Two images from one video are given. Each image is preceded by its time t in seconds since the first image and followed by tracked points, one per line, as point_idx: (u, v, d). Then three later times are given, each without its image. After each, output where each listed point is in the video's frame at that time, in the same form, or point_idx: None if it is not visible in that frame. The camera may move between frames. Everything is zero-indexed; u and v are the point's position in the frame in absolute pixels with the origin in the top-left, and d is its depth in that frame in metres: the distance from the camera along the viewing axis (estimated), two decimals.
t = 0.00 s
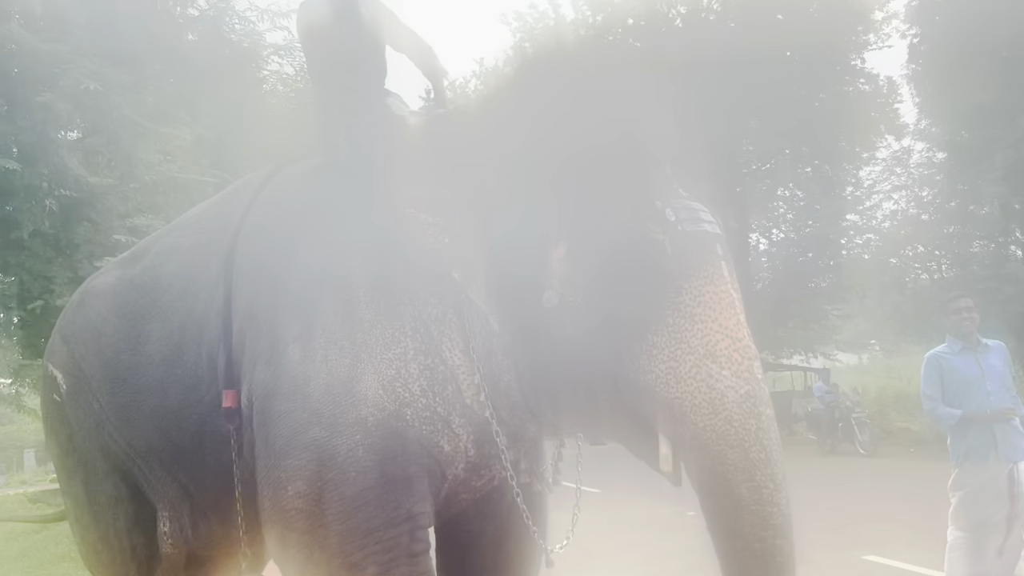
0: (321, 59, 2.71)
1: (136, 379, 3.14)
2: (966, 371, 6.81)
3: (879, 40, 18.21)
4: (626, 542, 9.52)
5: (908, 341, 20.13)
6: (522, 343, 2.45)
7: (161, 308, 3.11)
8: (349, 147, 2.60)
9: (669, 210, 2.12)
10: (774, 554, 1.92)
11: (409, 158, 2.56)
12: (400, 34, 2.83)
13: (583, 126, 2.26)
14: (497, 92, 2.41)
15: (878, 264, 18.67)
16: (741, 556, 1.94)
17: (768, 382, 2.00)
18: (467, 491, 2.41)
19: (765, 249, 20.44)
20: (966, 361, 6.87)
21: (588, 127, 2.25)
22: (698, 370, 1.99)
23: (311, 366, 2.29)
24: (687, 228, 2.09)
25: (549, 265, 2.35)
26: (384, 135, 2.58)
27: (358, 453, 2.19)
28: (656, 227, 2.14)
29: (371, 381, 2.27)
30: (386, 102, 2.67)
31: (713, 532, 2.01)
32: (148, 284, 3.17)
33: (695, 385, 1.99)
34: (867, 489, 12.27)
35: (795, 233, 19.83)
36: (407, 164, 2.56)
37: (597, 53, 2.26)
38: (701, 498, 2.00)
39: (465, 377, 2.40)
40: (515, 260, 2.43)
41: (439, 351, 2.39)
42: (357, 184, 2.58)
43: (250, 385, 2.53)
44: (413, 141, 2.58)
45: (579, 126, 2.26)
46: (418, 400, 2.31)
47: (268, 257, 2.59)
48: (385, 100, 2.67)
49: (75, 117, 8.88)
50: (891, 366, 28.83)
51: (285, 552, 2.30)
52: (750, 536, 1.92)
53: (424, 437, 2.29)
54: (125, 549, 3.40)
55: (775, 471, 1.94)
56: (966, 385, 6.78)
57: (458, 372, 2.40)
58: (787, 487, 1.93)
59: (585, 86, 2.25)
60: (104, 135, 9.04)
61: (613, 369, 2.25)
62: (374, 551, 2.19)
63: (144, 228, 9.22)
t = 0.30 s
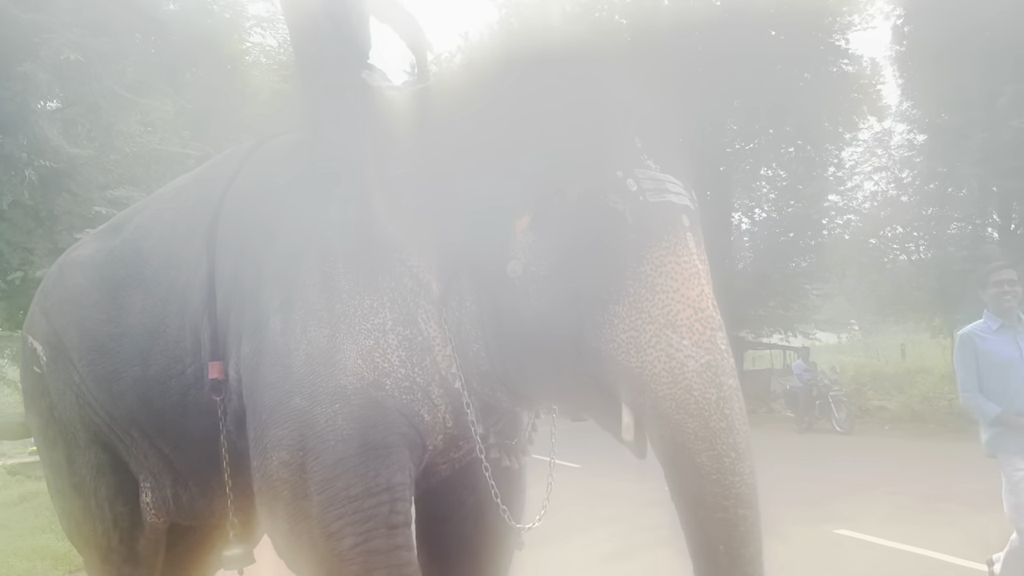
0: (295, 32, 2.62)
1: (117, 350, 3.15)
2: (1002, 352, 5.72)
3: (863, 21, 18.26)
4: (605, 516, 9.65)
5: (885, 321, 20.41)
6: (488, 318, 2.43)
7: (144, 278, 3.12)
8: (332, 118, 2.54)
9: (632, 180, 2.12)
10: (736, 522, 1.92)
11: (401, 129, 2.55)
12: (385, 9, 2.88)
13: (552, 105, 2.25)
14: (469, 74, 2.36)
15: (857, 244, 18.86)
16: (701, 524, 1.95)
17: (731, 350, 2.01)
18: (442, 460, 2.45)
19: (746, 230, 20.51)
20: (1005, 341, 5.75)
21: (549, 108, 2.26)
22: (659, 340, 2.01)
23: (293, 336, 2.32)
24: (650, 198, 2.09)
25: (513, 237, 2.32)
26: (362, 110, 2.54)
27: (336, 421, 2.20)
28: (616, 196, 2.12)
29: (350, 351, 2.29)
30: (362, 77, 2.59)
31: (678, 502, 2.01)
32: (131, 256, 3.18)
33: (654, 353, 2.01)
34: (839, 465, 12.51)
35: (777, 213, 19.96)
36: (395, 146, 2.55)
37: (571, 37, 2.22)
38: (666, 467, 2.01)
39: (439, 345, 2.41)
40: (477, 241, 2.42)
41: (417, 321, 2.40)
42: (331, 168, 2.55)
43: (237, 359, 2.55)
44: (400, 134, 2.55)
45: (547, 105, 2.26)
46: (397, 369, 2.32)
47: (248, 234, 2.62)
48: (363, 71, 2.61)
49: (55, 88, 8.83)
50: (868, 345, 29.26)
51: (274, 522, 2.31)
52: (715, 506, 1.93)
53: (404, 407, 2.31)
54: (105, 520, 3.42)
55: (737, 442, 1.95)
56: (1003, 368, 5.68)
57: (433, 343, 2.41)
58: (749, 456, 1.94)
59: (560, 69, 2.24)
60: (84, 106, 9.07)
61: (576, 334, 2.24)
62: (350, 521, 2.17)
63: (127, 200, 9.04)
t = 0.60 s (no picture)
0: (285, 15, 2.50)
1: (98, 327, 3.15)
2: None
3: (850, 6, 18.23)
4: (587, 495, 9.71)
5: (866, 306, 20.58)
6: (458, 297, 2.40)
7: (123, 255, 3.11)
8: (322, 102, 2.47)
9: (605, 169, 2.13)
10: (674, 509, 1.94)
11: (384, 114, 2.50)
12: None
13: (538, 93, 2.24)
14: (455, 59, 2.34)
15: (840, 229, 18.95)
16: (641, 511, 1.98)
17: (694, 341, 2.03)
18: (422, 439, 2.45)
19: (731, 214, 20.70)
20: None
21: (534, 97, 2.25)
22: (622, 328, 2.03)
23: (272, 313, 2.26)
24: (621, 188, 2.11)
25: (485, 220, 2.33)
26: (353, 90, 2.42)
27: (319, 397, 2.16)
28: (589, 184, 2.14)
29: (328, 327, 2.23)
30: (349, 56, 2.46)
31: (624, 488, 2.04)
32: (111, 233, 3.17)
33: (616, 340, 2.03)
34: (816, 447, 12.66)
35: (761, 198, 20.13)
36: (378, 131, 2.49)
37: (558, 26, 2.20)
38: (617, 455, 2.02)
39: (416, 329, 2.35)
40: (452, 224, 2.42)
41: (393, 300, 2.33)
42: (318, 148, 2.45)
43: (220, 336, 2.53)
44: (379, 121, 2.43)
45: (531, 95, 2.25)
46: (375, 347, 2.27)
47: (232, 205, 2.62)
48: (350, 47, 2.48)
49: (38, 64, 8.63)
50: (849, 330, 29.52)
51: (264, 502, 2.29)
52: (659, 494, 1.95)
53: (385, 383, 2.26)
54: (87, 498, 3.43)
55: (692, 431, 1.97)
56: None
57: (410, 323, 2.34)
58: (702, 446, 1.97)
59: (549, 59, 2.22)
60: (68, 83, 8.89)
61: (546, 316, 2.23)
62: (339, 500, 2.14)
63: (110, 178, 9.00)
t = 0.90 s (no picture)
0: (277, 8, 2.48)
1: (78, 311, 3.14)
2: None
3: None
4: (573, 484, 9.73)
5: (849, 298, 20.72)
6: (446, 286, 2.34)
7: (103, 239, 3.10)
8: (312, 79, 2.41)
9: (600, 163, 2.13)
10: (653, 497, 1.97)
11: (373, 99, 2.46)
12: None
13: (532, 84, 2.20)
14: (452, 46, 2.30)
15: (826, 222, 19.05)
16: (617, 500, 2.00)
17: (680, 338, 2.05)
18: (408, 427, 2.45)
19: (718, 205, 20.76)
20: None
21: (529, 90, 2.21)
22: (612, 322, 2.03)
23: (253, 295, 2.25)
24: (615, 184, 2.11)
25: (477, 208, 2.28)
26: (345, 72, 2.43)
27: (305, 379, 2.16)
28: (584, 178, 2.13)
29: (310, 308, 2.22)
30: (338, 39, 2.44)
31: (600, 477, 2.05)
32: (91, 217, 3.16)
33: (606, 334, 2.03)
34: (799, 437, 12.75)
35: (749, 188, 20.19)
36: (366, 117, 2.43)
37: (552, 15, 2.19)
38: (596, 445, 2.04)
39: (400, 315, 2.35)
40: (460, 203, 2.31)
41: (376, 281, 2.34)
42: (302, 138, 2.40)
43: (203, 317, 2.52)
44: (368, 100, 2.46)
45: (525, 87, 2.21)
46: (358, 328, 2.27)
47: (212, 188, 2.60)
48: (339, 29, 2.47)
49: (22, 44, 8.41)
50: (832, 321, 29.74)
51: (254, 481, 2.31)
52: (640, 481, 1.97)
53: (369, 363, 2.26)
54: (71, 483, 3.43)
55: (673, 424, 1.99)
56: None
57: (393, 306, 2.35)
58: (682, 440, 1.99)
59: (543, 50, 2.20)
60: (54, 66, 8.68)
61: (535, 308, 2.21)
62: (327, 484, 2.13)
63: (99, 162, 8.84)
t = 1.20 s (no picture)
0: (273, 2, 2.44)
1: (63, 298, 3.12)
2: None
3: None
4: (563, 477, 9.75)
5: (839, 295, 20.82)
6: (449, 279, 2.34)
7: (86, 226, 3.09)
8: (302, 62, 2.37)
9: (607, 152, 2.11)
10: (672, 478, 1.97)
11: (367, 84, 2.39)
12: None
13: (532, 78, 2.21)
14: (442, 38, 2.35)
15: (817, 218, 19.13)
16: (632, 485, 1.98)
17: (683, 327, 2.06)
18: (402, 416, 2.40)
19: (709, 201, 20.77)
20: None
21: (531, 83, 2.21)
22: (621, 309, 2.01)
23: (237, 279, 2.21)
24: (622, 173, 2.09)
25: (484, 202, 2.26)
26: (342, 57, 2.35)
27: (292, 366, 2.12)
28: (593, 166, 2.10)
29: (295, 292, 2.18)
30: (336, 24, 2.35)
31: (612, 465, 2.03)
32: (75, 203, 3.14)
33: (615, 323, 2.01)
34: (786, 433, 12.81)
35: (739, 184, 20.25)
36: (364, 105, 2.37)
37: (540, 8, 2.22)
38: (606, 434, 2.02)
39: (392, 300, 2.33)
40: (447, 206, 2.35)
41: (366, 268, 2.30)
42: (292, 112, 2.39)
43: (189, 304, 2.48)
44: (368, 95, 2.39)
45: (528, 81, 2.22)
46: (344, 313, 2.22)
47: (196, 167, 2.57)
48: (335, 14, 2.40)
49: (12, 33, 8.34)
50: (820, 318, 29.90)
51: (249, 469, 2.29)
52: (656, 465, 1.96)
53: (355, 348, 2.21)
54: (61, 473, 3.42)
55: (682, 407, 2.00)
56: None
57: (384, 292, 2.32)
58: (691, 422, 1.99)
59: (540, 39, 2.21)
60: (43, 55, 8.58)
61: (538, 301, 2.18)
62: (320, 474, 2.09)
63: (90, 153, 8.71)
